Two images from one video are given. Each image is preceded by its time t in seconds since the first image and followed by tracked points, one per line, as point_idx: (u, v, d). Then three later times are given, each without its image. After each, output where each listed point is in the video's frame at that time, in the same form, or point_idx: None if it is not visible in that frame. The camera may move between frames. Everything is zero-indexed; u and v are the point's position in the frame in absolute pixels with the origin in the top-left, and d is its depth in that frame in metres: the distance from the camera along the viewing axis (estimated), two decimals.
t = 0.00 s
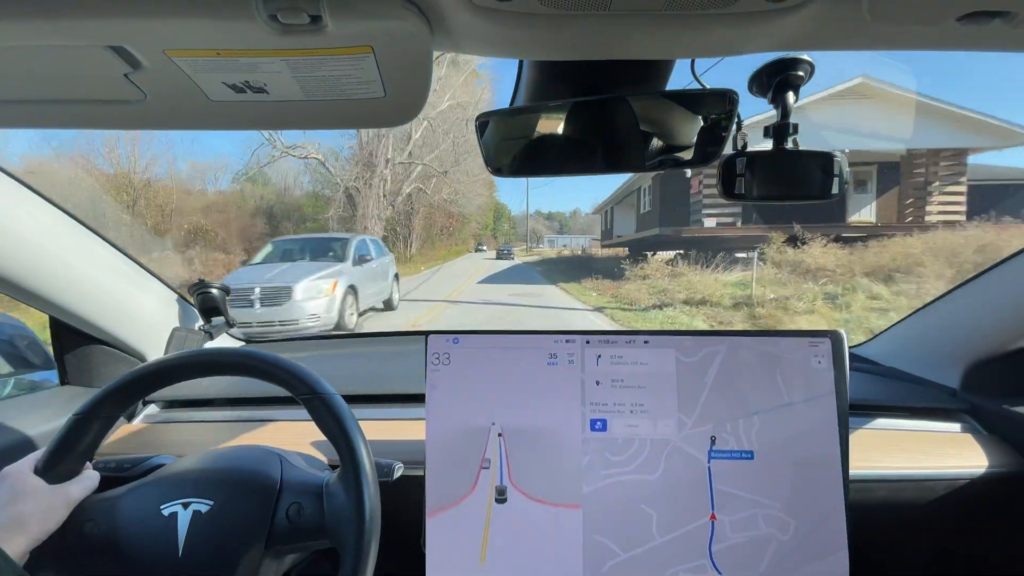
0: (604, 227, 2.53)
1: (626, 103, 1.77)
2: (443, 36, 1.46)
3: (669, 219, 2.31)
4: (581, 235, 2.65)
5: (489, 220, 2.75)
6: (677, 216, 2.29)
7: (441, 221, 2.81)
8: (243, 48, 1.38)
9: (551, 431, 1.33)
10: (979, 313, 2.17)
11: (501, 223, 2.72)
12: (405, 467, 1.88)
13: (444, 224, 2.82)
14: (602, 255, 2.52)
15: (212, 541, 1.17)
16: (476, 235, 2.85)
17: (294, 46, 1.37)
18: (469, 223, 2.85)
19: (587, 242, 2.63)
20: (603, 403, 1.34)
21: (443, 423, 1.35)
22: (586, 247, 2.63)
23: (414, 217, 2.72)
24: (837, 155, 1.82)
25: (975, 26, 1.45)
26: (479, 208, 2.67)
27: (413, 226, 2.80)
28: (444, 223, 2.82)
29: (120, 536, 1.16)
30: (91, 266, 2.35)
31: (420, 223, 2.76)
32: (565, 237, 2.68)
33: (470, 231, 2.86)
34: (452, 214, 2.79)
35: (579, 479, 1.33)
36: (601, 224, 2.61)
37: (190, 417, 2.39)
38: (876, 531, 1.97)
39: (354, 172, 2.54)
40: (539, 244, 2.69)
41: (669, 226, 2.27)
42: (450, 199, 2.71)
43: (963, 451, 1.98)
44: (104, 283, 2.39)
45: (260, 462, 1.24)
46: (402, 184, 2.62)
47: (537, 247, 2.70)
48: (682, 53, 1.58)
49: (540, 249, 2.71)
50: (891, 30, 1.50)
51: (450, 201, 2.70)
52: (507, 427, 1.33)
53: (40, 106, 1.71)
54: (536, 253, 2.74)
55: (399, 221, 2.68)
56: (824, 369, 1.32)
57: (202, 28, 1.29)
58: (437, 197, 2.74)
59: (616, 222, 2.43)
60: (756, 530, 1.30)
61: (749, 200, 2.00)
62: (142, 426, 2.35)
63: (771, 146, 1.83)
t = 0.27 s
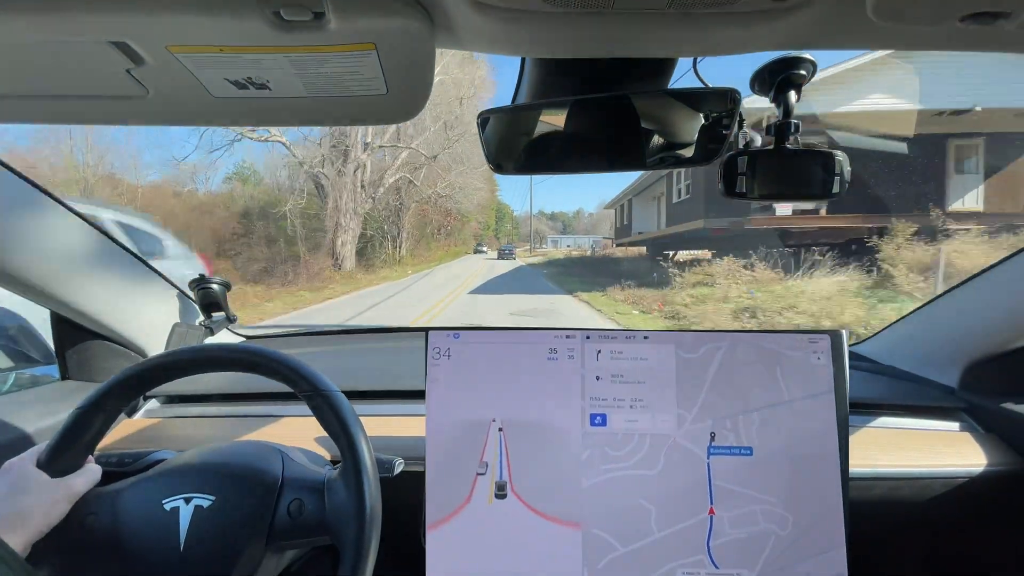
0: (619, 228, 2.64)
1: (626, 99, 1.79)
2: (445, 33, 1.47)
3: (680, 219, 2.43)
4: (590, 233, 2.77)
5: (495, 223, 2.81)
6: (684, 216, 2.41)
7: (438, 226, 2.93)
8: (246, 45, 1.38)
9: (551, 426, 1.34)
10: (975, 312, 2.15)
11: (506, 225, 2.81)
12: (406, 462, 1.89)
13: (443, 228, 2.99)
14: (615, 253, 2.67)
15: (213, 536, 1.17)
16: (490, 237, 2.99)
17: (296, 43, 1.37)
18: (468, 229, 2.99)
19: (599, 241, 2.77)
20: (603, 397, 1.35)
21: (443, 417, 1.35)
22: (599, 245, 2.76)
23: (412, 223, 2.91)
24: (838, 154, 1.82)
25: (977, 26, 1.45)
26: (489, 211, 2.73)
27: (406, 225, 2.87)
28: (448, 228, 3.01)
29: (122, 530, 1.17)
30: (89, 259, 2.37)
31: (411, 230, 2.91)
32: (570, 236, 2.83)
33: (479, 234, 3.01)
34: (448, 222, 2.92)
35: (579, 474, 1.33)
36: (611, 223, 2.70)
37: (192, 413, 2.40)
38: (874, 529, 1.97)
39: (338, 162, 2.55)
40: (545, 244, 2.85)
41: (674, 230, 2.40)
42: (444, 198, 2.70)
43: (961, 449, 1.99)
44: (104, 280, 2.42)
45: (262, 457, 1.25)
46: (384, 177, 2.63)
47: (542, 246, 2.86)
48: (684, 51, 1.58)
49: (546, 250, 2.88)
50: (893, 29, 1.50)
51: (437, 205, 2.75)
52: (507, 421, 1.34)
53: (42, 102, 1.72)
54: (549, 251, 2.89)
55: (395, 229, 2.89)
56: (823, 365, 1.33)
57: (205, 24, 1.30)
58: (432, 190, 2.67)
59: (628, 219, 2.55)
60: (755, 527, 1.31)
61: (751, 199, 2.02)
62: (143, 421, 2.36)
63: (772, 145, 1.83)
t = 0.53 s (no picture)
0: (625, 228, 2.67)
1: (626, 101, 1.80)
2: (444, 35, 1.47)
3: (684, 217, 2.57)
4: (589, 234, 2.77)
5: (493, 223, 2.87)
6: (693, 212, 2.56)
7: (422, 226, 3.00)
8: (245, 47, 1.39)
9: (553, 428, 1.34)
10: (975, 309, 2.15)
11: (509, 226, 2.83)
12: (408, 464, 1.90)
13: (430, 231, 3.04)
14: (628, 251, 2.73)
15: (215, 539, 1.17)
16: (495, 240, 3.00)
17: (295, 46, 1.37)
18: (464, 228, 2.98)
19: (605, 242, 2.76)
20: (604, 398, 1.35)
21: (445, 419, 1.35)
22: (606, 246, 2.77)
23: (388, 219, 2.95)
24: (837, 154, 1.83)
25: (975, 25, 1.45)
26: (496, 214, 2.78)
27: (393, 224, 3.02)
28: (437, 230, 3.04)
29: (123, 533, 1.16)
30: (89, 262, 2.36)
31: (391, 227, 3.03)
32: (573, 238, 2.80)
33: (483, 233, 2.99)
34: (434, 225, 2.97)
35: (581, 476, 1.33)
36: (616, 224, 2.67)
37: (193, 415, 2.40)
38: (876, 528, 1.97)
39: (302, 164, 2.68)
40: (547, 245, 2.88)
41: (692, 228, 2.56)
42: (438, 191, 2.69)
43: (963, 449, 1.99)
44: (102, 279, 2.39)
45: (263, 459, 1.25)
46: (356, 168, 2.73)
47: (544, 247, 2.89)
48: (682, 52, 1.58)
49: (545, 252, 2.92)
50: (892, 29, 1.50)
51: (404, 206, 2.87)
52: (509, 423, 1.34)
53: (43, 105, 1.72)
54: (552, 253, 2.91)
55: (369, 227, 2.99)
56: (825, 365, 1.33)
57: (204, 28, 1.30)
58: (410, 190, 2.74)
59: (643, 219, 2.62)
60: (757, 527, 1.31)
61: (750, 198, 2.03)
62: (144, 424, 2.36)
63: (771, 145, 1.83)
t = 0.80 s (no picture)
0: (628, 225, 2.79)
1: (626, 99, 1.80)
2: (445, 32, 1.46)
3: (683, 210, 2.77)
4: (594, 235, 2.85)
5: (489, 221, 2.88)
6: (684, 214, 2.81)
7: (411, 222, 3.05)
8: (246, 45, 1.39)
9: (553, 425, 1.34)
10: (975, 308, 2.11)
11: (510, 225, 2.84)
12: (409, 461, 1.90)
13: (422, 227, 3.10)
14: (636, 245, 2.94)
15: (215, 536, 1.17)
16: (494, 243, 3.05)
17: (296, 44, 1.38)
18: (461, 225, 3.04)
19: (609, 241, 2.87)
20: (604, 395, 1.35)
21: (445, 415, 1.35)
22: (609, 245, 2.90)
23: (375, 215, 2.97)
24: (837, 151, 1.83)
25: (978, 23, 1.45)
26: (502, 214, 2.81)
27: (375, 217, 3.00)
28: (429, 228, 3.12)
29: (124, 530, 1.17)
30: (92, 262, 2.36)
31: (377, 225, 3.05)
32: (576, 238, 2.85)
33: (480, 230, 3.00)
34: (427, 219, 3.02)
35: (581, 473, 1.33)
36: (620, 223, 2.79)
37: (194, 413, 2.40)
38: (877, 527, 1.97)
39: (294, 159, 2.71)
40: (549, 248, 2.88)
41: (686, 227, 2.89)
42: (426, 184, 2.70)
43: (963, 447, 1.99)
44: (106, 276, 2.40)
45: (264, 457, 1.25)
46: (325, 157, 2.68)
47: (548, 249, 2.89)
48: (684, 50, 1.58)
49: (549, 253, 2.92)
50: (894, 27, 1.49)
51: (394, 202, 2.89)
52: (510, 420, 1.34)
53: (42, 103, 1.72)
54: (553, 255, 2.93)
55: (355, 222, 3.03)
56: (825, 362, 1.33)
57: (205, 25, 1.30)
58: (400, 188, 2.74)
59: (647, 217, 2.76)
60: (757, 524, 1.31)
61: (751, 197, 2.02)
62: (145, 421, 2.37)
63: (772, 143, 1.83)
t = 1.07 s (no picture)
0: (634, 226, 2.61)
1: (627, 99, 1.79)
2: (445, 32, 1.46)
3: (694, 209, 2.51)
4: (597, 236, 2.70)
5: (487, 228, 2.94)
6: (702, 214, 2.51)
7: (399, 225, 3.05)
8: (245, 46, 1.38)
9: (555, 425, 1.34)
10: (977, 309, 2.10)
11: (512, 227, 2.86)
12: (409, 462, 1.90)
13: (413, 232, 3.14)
14: (645, 247, 2.63)
15: (217, 537, 1.17)
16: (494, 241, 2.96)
17: (295, 44, 1.37)
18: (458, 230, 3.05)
19: (614, 242, 2.67)
20: (606, 395, 1.35)
21: (447, 417, 1.35)
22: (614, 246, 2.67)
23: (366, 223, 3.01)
24: (838, 150, 1.82)
25: (979, 23, 1.44)
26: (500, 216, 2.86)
27: (355, 209, 2.95)
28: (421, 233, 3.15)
29: (126, 531, 1.17)
30: (92, 265, 2.36)
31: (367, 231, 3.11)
32: (578, 239, 2.72)
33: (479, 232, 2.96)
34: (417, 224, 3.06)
35: (583, 473, 1.33)
36: (624, 223, 2.62)
37: (194, 414, 2.40)
38: (880, 528, 1.96)
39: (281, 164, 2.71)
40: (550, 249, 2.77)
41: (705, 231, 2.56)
42: (414, 177, 2.67)
43: (965, 447, 1.99)
44: (104, 275, 2.39)
45: (266, 458, 1.25)
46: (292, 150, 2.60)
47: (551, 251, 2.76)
48: (684, 49, 1.57)
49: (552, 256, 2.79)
50: (894, 26, 1.49)
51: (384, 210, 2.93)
52: (511, 421, 1.34)
53: (41, 104, 1.72)
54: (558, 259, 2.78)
55: (345, 229, 3.08)
56: (827, 363, 1.33)
57: (204, 26, 1.30)
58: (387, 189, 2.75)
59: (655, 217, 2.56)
60: (759, 526, 1.31)
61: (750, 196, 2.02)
62: (146, 423, 2.36)
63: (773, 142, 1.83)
